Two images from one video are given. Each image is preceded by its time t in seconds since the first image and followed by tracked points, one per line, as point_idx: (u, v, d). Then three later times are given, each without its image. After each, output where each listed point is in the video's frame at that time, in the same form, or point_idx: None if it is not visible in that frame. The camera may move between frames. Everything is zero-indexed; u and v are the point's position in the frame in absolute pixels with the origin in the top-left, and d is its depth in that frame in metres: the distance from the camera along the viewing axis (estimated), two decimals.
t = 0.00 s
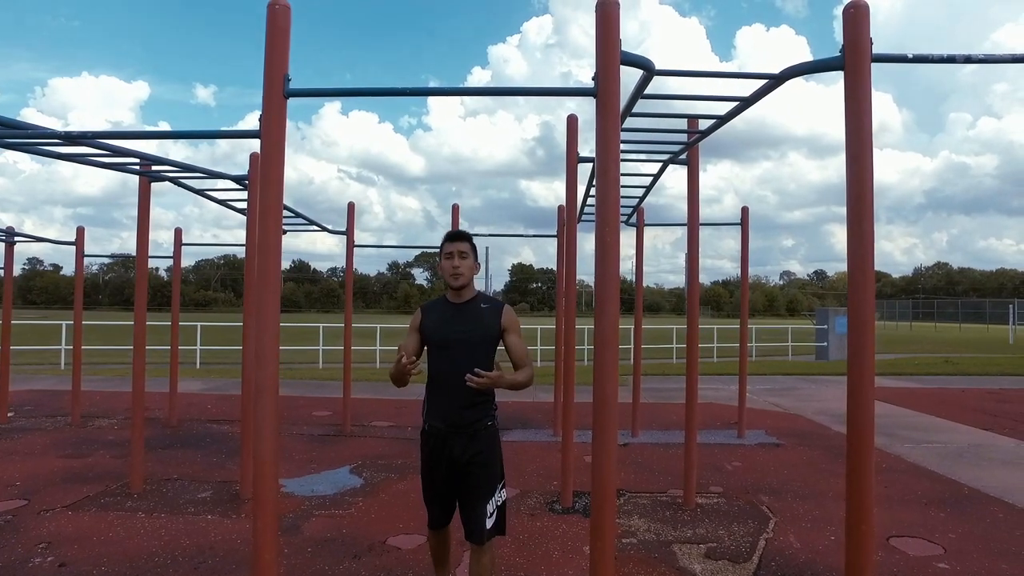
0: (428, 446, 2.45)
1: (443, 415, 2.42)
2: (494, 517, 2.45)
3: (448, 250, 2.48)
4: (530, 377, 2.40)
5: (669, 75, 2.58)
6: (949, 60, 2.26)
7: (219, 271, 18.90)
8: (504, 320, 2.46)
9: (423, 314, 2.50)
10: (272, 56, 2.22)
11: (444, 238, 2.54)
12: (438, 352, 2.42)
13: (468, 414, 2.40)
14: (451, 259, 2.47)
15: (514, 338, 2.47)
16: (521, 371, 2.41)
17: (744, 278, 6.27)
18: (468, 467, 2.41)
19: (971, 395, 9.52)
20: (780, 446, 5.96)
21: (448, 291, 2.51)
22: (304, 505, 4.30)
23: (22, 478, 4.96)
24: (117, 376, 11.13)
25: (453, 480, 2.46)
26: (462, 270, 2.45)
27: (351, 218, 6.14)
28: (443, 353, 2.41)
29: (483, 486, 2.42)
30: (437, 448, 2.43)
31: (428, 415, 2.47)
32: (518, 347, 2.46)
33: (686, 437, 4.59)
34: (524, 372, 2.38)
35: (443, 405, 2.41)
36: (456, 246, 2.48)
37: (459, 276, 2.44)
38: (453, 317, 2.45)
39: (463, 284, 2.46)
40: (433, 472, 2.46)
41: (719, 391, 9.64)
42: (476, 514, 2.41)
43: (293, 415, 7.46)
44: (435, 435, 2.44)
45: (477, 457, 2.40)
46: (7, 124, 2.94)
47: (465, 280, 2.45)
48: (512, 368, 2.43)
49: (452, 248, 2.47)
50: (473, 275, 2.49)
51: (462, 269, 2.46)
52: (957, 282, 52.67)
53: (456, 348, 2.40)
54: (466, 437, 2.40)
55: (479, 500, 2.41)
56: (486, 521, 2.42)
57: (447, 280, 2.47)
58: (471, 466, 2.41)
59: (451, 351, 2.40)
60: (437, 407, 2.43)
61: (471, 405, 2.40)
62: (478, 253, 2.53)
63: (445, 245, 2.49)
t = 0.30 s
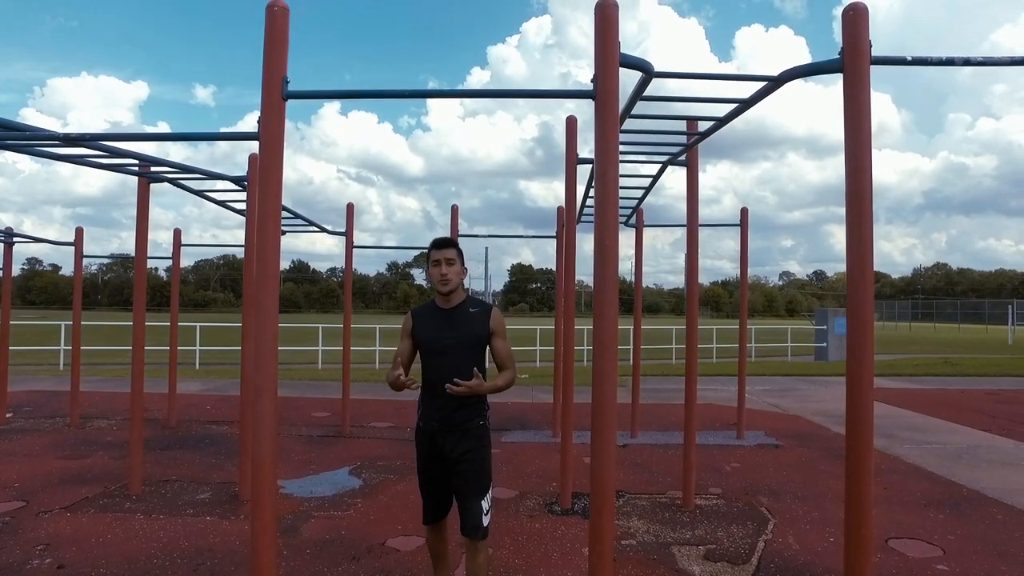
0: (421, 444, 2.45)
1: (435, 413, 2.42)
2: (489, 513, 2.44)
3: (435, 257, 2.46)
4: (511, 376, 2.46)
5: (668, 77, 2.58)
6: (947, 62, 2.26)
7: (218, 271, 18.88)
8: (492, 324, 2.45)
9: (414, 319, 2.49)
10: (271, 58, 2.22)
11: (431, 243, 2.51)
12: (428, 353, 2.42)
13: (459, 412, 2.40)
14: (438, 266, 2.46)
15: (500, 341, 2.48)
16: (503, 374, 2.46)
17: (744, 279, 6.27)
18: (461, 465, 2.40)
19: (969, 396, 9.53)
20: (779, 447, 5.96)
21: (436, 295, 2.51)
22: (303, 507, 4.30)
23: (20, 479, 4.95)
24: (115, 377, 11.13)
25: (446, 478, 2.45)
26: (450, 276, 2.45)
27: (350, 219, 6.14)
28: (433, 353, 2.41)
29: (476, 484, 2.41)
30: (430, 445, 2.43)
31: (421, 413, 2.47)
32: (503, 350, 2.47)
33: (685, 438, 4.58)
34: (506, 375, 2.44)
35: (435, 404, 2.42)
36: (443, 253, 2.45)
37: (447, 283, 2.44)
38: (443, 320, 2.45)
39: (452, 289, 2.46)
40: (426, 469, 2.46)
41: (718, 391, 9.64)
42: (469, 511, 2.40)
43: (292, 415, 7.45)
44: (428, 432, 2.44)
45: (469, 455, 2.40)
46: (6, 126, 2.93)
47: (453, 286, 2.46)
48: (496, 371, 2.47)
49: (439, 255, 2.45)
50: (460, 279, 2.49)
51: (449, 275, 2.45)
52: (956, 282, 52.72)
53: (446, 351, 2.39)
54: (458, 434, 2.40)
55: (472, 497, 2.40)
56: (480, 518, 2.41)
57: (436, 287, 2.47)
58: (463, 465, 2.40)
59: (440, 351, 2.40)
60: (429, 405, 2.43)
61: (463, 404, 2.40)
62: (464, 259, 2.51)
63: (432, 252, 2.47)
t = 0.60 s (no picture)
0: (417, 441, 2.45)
1: (432, 410, 2.42)
2: (485, 509, 2.44)
3: (428, 260, 2.46)
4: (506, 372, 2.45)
5: (668, 80, 2.58)
6: (946, 66, 2.26)
7: (217, 271, 18.89)
8: (486, 323, 2.44)
9: (409, 320, 2.49)
10: (271, 60, 2.22)
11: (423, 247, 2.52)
12: (425, 351, 2.41)
13: (455, 410, 2.40)
14: (432, 269, 2.46)
15: (493, 340, 2.48)
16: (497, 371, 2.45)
17: (743, 280, 6.28)
18: (457, 462, 2.40)
19: (968, 397, 9.54)
20: (778, 449, 5.97)
21: (429, 298, 2.50)
22: (302, 508, 4.30)
23: (19, 480, 4.95)
24: (115, 377, 11.12)
25: (442, 475, 2.45)
26: (444, 279, 2.45)
27: (350, 220, 6.14)
28: (429, 354, 2.40)
29: (472, 480, 2.42)
30: (427, 443, 2.43)
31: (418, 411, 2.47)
32: (497, 348, 2.48)
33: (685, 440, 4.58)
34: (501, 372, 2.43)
35: (432, 401, 2.41)
36: (436, 256, 2.46)
37: (441, 286, 2.44)
38: (438, 320, 2.44)
39: (445, 292, 2.45)
40: (422, 467, 2.46)
41: (717, 392, 9.64)
42: (465, 508, 2.40)
43: (291, 416, 7.45)
44: (425, 429, 2.44)
45: (465, 453, 2.41)
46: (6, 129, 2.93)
47: (447, 289, 2.46)
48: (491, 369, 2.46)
49: (432, 258, 2.46)
50: (454, 282, 2.49)
51: (443, 278, 2.45)
52: (955, 283, 52.77)
53: (441, 351, 2.39)
54: (454, 432, 2.40)
55: (468, 493, 2.40)
56: (477, 514, 2.41)
57: (429, 289, 2.47)
58: (459, 461, 2.40)
59: (436, 351, 2.39)
60: (425, 403, 2.42)
61: (459, 402, 2.40)
62: (457, 262, 2.52)
63: (425, 255, 2.47)
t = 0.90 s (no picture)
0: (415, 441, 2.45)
1: (433, 409, 2.41)
2: (484, 509, 2.45)
3: (428, 261, 2.46)
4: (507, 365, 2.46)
5: (668, 81, 2.58)
6: (946, 67, 2.26)
7: (217, 271, 18.88)
8: (485, 323, 2.44)
9: (409, 320, 2.48)
10: (270, 61, 2.22)
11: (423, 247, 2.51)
12: (425, 351, 2.41)
13: (454, 410, 2.40)
14: (431, 269, 2.46)
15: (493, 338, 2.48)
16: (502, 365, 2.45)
17: (743, 281, 6.28)
18: (456, 462, 2.40)
19: (968, 398, 9.56)
20: (777, 449, 5.97)
21: (429, 299, 2.50)
22: (302, 509, 4.30)
23: (19, 481, 4.95)
24: (113, 377, 11.12)
25: (442, 475, 2.45)
26: (443, 279, 2.45)
27: (349, 221, 6.14)
28: (428, 354, 2.40)
29: (470, 480, 2.41)
30: (426, 443, 2.43)
31: (417, 410, 2.46)
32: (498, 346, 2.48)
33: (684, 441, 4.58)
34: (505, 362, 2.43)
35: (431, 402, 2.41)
36: (437, 257, 2.46)
37: (440, 287, 2.44)
38: (437, 321, 2.44)
39: (445, 292, 2.45)
40: (421, 466, 2.46)
41: (717, 392, 9.65)
42: (464, 507, 2.40)
43: (291, 416, 7.45)
44: (423, 430, 2.44)
45: (464, 454, 2.40)
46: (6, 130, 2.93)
47: (446, 289, 2.45)
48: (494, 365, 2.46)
49: (432, 259, 2.45)
50: (454, 283, 2.49)
51: (443, 278, 2.45)
52: (954, 283, 52.82)
53: (440, 351, 2.38)
54: (453, 432, 2.40)
55: (466, 493, 2.40)
56: (476, 514, 2.41)
57: (428, 290, 2.46)
58: (458, 461, 2.40)
59: (435, 352, 2.39)
60: (424, 404, 2.42)
61: (458, 402, 2.40)
62: (456, 262, 2.52)
63: (425, 256, 2.47)
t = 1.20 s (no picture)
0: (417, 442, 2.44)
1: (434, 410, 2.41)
2: (485, 510, 2.45)
3: (434, 261, 2.45)
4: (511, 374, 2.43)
5: (668, 82, 2.58)
6: (946, 69, 2.27)
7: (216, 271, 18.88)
8: (485, 323, 2.44)
9: (409, 319, 2.47)
10: (271, 62, 2.22)
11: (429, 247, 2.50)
12: (426, 352, 2.41)
13: (456, 410, 2.40)
14: (436, 269, 2.46)
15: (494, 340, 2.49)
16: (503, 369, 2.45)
17: (743, 281, 6.28)
18: (458, 464, 2.40)
19: (967, 398, 9.57)
20: (777, 450, 5.98)
21: (430, 298, 2.50)
22: (302, 509, 4.31)
23: (19, 481, 4.95)
24: (113, 377, 11.12)
25: (443, 476, 2.45)
26: (448, 280, 2.44)
27: (349, 221, 6.14)
28: (430, 354, 2.40)
29: (471, 480, 2.41)
30: (427, 444, 2.42)
31: (418, 411, 2.46)
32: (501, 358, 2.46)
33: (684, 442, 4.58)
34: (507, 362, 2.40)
35: (432, 402, 2.41)
36: (443, 258, 2.44)
37: (444, 287, 2.44)
38: (438, 320, 2.44)
39: (448, 292, 2.45)
40: (422, 468, 2.46)
41: (717, 393, 9.65)
42: (466, 508, 2.40)
43: (291, 416, 7.45)
44: (424, 431, 2.43)
45: (466, 455, 2.41)
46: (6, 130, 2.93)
47: (450, 290, 2.45)
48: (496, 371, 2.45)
49: (438, 259, 2.45)
50: (457, 284, 2.49)
51: (448, 280, 2.45)
52: (954, 283, 52.84)
53: (442, 351, 2.38)
54: (455, 433, 2.40)
55: (468, 494, 2.40)
56: (477, 515, 2.41)
57: (432, 290, 2.46)
58: (460, 462, 2.40)
59: (437, 352, 2.39)
60: (426, 404, 2.42)
61: (460, 402, 2.41)
62: (462, 263, 2.51)
63: (431, 256, 2.45)
